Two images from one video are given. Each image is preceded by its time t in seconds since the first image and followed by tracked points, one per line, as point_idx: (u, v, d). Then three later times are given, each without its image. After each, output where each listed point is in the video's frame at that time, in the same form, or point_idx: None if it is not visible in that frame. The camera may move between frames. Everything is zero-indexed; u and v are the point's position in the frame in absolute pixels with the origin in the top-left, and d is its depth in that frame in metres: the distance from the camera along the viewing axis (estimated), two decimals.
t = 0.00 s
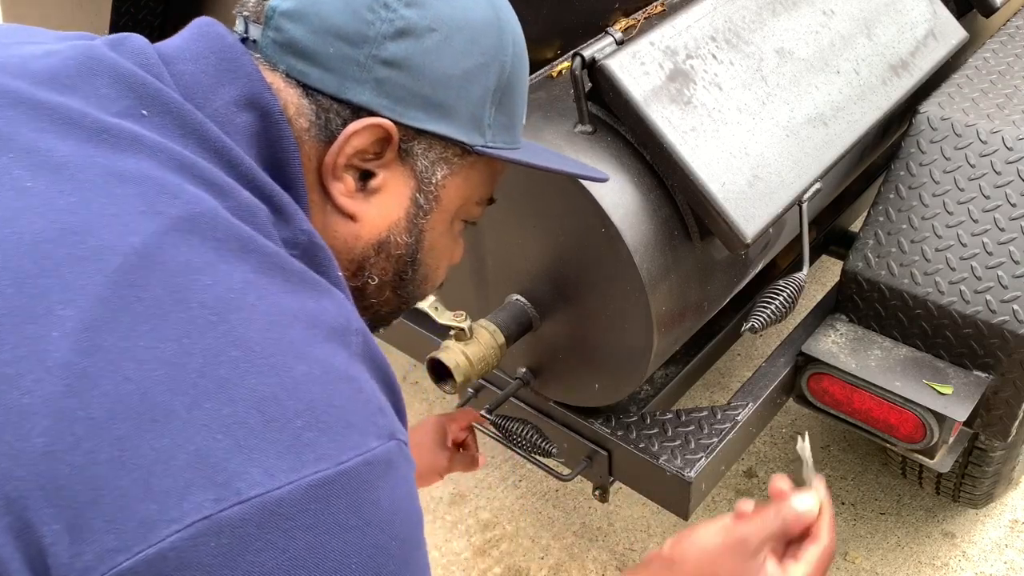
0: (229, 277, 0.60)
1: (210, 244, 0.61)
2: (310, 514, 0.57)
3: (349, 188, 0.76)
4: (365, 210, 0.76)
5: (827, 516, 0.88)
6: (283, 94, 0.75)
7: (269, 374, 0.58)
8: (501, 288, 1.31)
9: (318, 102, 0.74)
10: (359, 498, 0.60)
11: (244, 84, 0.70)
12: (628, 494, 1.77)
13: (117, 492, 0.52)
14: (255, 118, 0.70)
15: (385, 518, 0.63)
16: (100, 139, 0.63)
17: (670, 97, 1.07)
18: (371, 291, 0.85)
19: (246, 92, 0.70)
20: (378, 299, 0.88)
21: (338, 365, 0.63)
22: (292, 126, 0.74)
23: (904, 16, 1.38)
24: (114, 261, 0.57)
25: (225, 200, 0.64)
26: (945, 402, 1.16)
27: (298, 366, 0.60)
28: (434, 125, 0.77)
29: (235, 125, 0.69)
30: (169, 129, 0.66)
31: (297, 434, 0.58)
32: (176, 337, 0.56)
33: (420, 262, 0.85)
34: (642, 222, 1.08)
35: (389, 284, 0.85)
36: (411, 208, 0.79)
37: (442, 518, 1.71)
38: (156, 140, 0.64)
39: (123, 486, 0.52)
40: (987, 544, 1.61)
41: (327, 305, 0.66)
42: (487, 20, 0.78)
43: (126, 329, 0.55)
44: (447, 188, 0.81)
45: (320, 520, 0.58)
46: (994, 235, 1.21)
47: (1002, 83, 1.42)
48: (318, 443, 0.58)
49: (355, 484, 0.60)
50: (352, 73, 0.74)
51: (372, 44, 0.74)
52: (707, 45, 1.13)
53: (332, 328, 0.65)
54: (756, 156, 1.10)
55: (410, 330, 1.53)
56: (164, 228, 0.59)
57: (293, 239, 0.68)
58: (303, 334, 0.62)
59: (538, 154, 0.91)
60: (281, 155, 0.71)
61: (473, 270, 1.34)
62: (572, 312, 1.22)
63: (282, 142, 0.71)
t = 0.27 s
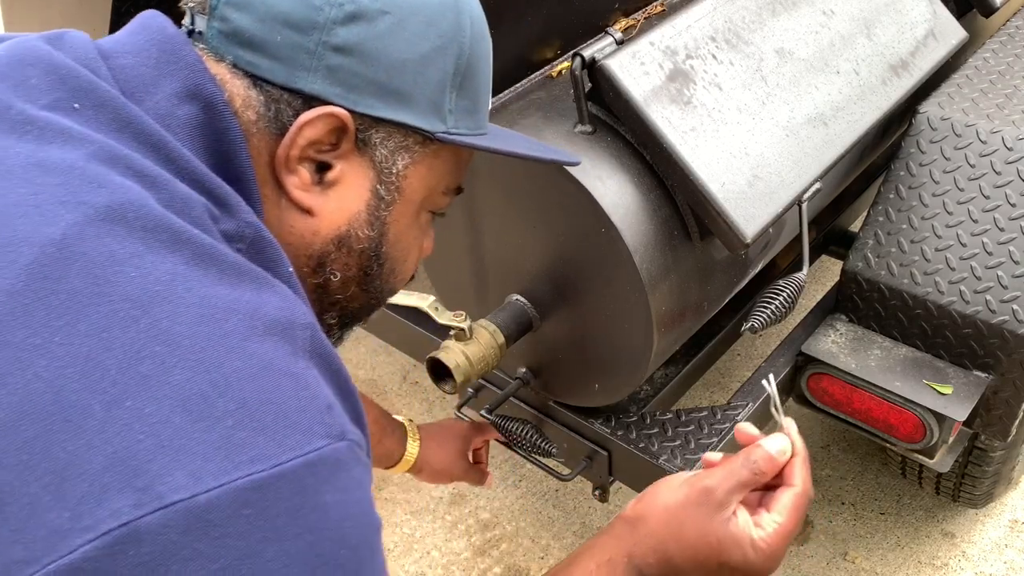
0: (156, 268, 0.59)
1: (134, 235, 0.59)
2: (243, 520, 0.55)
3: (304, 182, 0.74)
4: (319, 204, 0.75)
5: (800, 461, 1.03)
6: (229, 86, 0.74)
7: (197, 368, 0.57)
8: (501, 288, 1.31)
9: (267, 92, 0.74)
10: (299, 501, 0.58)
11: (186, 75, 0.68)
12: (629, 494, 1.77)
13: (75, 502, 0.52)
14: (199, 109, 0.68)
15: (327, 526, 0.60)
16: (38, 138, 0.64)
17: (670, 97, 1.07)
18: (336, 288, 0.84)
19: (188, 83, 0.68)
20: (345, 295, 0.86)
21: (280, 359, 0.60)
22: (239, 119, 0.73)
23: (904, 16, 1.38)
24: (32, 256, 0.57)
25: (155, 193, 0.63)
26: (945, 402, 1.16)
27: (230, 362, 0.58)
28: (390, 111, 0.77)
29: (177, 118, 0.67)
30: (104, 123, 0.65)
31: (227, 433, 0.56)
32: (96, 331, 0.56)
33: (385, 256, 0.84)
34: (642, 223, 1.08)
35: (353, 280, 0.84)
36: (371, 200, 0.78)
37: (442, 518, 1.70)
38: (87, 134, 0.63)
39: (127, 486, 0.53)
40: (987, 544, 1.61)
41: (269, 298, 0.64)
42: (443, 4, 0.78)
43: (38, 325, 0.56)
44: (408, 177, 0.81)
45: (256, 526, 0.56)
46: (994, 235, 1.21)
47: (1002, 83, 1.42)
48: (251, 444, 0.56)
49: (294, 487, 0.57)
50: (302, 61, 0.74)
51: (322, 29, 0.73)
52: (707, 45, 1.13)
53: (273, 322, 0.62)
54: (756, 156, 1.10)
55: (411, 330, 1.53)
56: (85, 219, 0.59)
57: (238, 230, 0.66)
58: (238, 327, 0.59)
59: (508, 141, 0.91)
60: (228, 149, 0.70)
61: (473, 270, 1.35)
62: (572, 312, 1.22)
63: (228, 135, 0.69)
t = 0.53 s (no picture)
0: (100, 286, 0.57)
1: (78, 252, 0.58)
2: (192, 546, 0.55)
3: (265, 191, 0.73)
4: (280, 213, 0.75)
5: (777, 490, 1.07)
6: (185, 94, 0.73)
7: (144, 391, 0.56)
8: (501, 288, 1.31)
9: (226, 100, 0.73)
10: (254, 524, 0.58)
11: (138, 85, 0.66)
12: (629, 493, 1.77)
13: (11, 532, 0.51)
14: (153, 118, 0.66)
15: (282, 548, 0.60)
16: None
17: (670, 97, 1.07)
18: (301, 297, 0.83)
19: (140, 92, 0.66)
20: (311, 304, 0.85)
21: (232, 380, 0.59)
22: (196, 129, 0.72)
23: (904, 16, 1.38)
24: None
25: (101, 208, 0.60)
26: (945, 402, 1.16)
27: (179, 383, 0.57)
28: (354, 118, 0.76)
29: (128, 128, 0.65)
30: (50, 134, 0.63)
31: (176, 456, 0.55)
32: (35, 353, 0.54)
33: (350, 264, 0.83)
34: (642, 223, 1.08)
35: (319, 287, 0.83)
36: (334, 208, 0.78)
37: (442, 518, 1.70)
38: (31, 147, 0.61)
39: (101, 494, 0.52)
40: (987, 544, 1.61)
41: (224, 313, 0.62)
42: (406, 6, 0.78)
43: None
44: (373, 184, 0.80)
45: (206, 552, 0.56)
46: (994, 235, 1.22)
47: (1002, 83, 1.42)
48: (201, 467, 0.56)
49: (247, 509, 0.57)
50: (261, 69, 0.73)
51: (281, 36, 0.72)
52: (707, 45, 1.13)
53: (227, 338, 0.61)
54: (756, 156, 1.10)
55: (410, 330, 1.53)
56: (26, 236, 0.57)
57: (194, 242, 0.65)
58: (187, 346, 0.58)
59: (477, 144, 0.91)
60: (184, 158, 0.68)
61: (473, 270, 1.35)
62: (572, 312, 1.22)
63: (183, 144, 0.68)
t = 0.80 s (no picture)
0: (22, 272, 0.58)
1: (2, 238, 0.59)
2: (125, 539, 0.57)
3: (214, 171, 0.73)
4: (232, 193, 0.75)
5: (762, 492, 1.08)
6: (121, 75, 0.72)
7: (68, 378, 0.57)
8: (501, 288, 1.31)
9: (168, 79, 0.72)
10: (190, 515, 0.60)
11: (69, 64, 0.66)
12: (629, 493, 1.77)
13: None
14: (86, 100, 0.66)
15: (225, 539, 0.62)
16: None
17: (670, 97, 1.07)
18: (259, 279, 0.83)
19: (72, 72, 0.66)
20: (270, 288, 0.85)
21: (167, 364, 0.61)
22: (135, 110, 0.71)
23: (904, 16, 1.38)
24: None
25: (30, 196, 0.61)
26: (945, 402, 1.16)
27: (107, 369, 0.59)
28: (302, 92, 0.75)
29: (60, 111, 0.65)
30: None
31: (105, 446, 0.57)
32: None
33: (309, 245, 0.83)
34: (642, 223, 1.08)
35: (277, 270, 0.83)
36: (289, 185, 0.77)
37: (442, 518, 1.70)
38: None
39: (24, 487, 0.54)
40: (987, 544, 1.61)
41: (158, 296, 0.64)
42: None
43: None
44: (328, 159, 0.80)
45: (137, 546, 0.57)
46: (994, 235, 1.22)
47: (1002, 83, 1.42)
48: (133, 456, 0.57)
49: (183, 501, 0.59)
50: (202, 44, 0.71)
51: (221, 9, 0.71)
52: (707, 45, 1.13)
53: (161, 324, 0.62)
54: (756, 156, 1.10)
55: (410, 330, 1.53)
56: None
57: (134, 225, 0.66)
58: (117, 332, 0.60)
59: (444, 116, 0.90)
60: (122, 140, 0.68)
61: (473, 270, 1.34)
62: (571, 311, 1.22)
63: (120, 124, 0.68)
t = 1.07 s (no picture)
0: None
1: None
2: (78, 557, 0.54)
3: (193, 156, 0.73)
4: (212, 178, 0.75)
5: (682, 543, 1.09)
6: (91, 60, 0.72)
7: (26, 386, 0.54)
8: (500, 288, 1.31)
9: (143, 61, 0.72)
10: (150, 533, 0.57)
11: (34, 53, 0.65)
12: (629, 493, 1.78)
13: None
14: (54, 89, 0.65)
15: (183, 557, 0.59)
16: None
17: (670, 97, 1.07)
18: (238, 265, 0.85)
19: (37, 61, 0.65)
20: (250, 273, 0.87)
21: (137, 371, 0.59)
22: (108, 95, 0.71)
23: (904, 16, 1.38)
24: None
25: None
26: (944, 402, 1.16)
27: (69, 377, 0.56)
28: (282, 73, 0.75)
29: (26, 101, 0.64)
30: None
31: (63, 459, 0.54)
32: None
33: (289, 229, 0.85)
34: (643, 223, 1.08)
35: (257, 255, 0.85)
36: (269, 169, 0.79)
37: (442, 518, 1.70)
38: None
39: None
40: (987, 544, 1.61)
41: (125, 300, 0.61)
42: None
43: None
44: (309, 141, 0.81)
45: (91, 561, 0.54)
46: (994, 235, 1.22)
47: (1002, 82, 1.42)
48: (94, 469, 0.55)
49: (143, 516, 0.56)
50: (178, 25, 0.71)
51: None
52: (707, 45, 1.13)
53: (130, 327, 0.60)
54: (756, 156, 1.10)
55: (410, 330, 1.53)
56: None
57: (101, 220, 0.64)
58: (81, 337, 0.57)
59: (418, 94, 0.91)
60: (93, 129, 0.67)
61: (473, 270, 1.34)
62: (571, 311, 1.22)
63: (90, 112, 0.67)
